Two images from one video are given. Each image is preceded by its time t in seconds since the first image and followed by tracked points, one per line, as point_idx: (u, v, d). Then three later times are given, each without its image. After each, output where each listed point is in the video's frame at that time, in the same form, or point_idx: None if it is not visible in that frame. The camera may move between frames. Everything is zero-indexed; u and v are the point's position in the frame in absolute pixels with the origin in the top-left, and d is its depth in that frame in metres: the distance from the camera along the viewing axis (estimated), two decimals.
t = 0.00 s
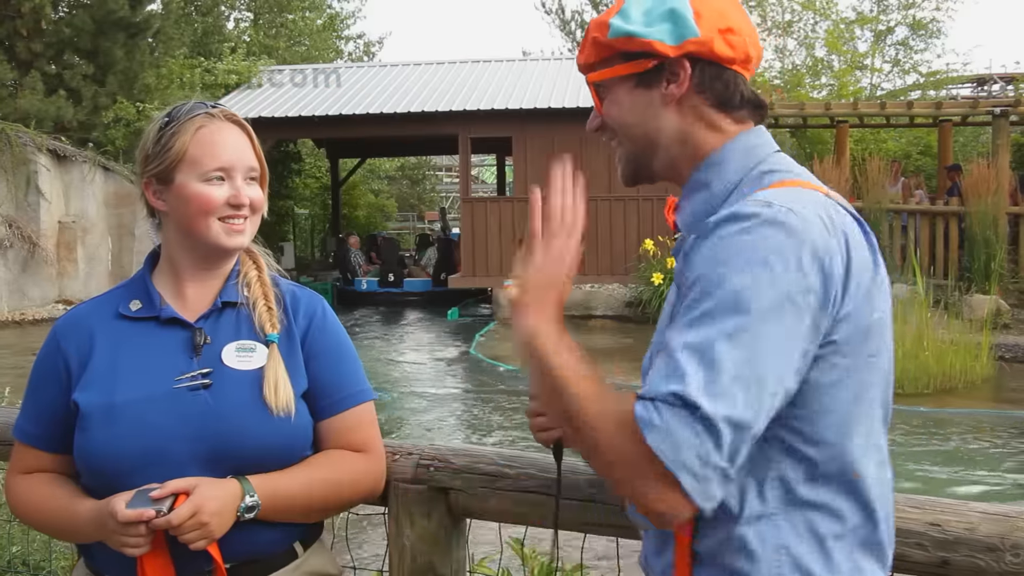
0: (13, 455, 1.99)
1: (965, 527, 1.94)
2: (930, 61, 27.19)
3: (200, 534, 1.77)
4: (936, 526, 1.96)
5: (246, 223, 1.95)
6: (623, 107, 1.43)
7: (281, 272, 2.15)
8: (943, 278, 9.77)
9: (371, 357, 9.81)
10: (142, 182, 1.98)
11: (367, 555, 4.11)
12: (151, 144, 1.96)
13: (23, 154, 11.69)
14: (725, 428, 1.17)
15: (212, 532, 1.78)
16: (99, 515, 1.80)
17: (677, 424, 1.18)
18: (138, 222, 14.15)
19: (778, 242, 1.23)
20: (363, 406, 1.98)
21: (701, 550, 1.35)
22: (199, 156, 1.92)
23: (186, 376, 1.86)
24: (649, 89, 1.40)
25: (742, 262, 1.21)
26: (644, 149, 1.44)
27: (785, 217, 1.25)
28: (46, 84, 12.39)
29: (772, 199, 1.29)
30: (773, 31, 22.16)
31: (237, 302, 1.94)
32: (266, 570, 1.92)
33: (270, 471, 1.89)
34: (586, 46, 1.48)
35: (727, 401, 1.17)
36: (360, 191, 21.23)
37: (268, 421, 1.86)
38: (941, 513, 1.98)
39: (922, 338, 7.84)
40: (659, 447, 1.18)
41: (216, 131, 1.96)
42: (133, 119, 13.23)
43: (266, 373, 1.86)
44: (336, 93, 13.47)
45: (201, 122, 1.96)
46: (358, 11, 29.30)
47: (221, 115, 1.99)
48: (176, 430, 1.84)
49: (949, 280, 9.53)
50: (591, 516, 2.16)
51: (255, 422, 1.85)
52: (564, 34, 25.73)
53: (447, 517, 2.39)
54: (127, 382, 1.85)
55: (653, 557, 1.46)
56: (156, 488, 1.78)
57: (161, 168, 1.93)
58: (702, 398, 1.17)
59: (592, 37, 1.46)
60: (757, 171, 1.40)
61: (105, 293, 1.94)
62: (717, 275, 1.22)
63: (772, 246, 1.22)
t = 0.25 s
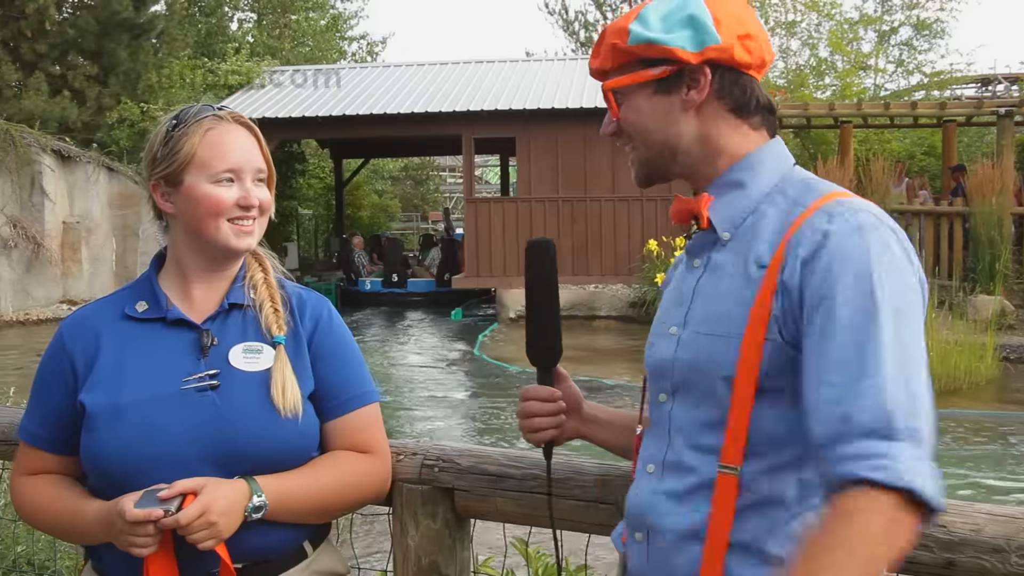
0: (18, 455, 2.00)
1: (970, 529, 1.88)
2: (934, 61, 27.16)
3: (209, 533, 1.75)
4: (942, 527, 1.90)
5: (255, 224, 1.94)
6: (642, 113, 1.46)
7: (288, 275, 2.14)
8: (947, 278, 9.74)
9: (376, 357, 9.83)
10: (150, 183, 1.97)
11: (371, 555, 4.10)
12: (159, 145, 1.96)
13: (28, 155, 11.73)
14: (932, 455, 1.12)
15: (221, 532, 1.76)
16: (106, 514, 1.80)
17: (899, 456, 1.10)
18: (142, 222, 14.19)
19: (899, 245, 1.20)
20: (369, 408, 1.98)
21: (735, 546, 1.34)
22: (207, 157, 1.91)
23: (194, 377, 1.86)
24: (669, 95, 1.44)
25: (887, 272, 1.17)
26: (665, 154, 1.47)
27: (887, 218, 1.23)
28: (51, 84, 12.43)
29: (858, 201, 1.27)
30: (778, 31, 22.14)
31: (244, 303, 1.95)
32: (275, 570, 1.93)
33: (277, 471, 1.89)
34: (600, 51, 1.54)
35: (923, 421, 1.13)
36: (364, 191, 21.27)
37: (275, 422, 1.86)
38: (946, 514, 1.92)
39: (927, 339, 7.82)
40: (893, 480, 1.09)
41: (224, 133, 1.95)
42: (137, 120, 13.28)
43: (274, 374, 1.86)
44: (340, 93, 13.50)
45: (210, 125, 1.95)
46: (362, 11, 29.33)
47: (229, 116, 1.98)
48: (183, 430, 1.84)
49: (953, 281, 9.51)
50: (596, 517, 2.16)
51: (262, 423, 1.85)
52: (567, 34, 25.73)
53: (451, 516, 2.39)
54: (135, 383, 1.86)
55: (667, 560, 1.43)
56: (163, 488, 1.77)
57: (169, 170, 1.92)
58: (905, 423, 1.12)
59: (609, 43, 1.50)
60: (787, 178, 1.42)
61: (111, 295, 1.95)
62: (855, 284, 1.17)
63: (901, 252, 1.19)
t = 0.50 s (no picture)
0: (21, 457, 1.97)
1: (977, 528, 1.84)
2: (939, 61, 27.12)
3: (222, 528, 1.73)
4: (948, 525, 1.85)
5: (260, 223, 1.94)
6: (614, 127, 1.55)
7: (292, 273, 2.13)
8: (954, 278, 9.75)
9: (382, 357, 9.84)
10: (156, 182, 1.96)
11: (377, 554, 4.10)
12: (165, 144, 1.95)
13: (34, 155, 11.74)
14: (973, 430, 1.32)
15: (234, 527, 1.75)
16: (117, 515, 1.78)
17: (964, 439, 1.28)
18: (148, 221, 14.19)
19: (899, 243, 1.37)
20: (376, 404, 1.98)
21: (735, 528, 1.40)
22: (213, 156, 1.91)
23: (204, 374, 1.85)
24: (638, 110, 1.52)
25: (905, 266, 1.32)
26: (637, 166, 1.55)
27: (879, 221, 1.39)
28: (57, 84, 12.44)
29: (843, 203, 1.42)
30: (783, 31, 22.12)
31: (250, 301, 1.94)
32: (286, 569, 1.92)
33: (287, 468, 1.88)
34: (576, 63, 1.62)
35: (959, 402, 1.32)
36: (369, 191, 21.27)
37: (286, 418, 1.85)
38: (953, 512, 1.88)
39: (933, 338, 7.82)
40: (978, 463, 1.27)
41: (231, 132, 1.94)
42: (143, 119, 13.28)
43: (284, 370, 1.86)
44: (345, 93, 13.50)
45: (216, 124, 1.94)
46: (367, 11, 29.33)
47: (235, 116, 1.97)
48: (195, 428, 1.82)
49: (959, 281, 9.49)
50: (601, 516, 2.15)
51: (272, 420, 1.84)
52: (572, 34, 25.72)
53: (457, 515, 2.37)
54: (144, 382, 1.84)
55: (659, 546, 1.47)
56: (175, 485, 1.75)
57: (176, 169, 1.92)
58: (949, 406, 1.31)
59: (585, 58, 1.59)
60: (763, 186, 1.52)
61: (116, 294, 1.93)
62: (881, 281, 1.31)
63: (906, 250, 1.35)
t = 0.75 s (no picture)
0: (26, 459, 1.95)
1: (980, 528, 1.78)
2: (942, 60, 27.09)
3: (230, 527, 1.73)
4: (950, 527, 1.81)
5: (262, 222, 1.90)
6: (571, 120, 1.52)
7: (294, 272, 2.10)
8: (958, 278, 9.75)
9: (384, 357, 9.83)
10: (158, 182, 1.93)
11: (380, 555, 4.09)
12: (167, 142, 1.91)
13: (38, 155, 11.76)
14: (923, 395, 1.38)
15: (242, 527, 1.74)
16: (125, 516, 1.76)
17: (914, 404, 1.34)
18: (151, 222, 14.19)
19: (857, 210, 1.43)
20: (380, 402, 1.96)
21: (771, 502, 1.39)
22: (215, 156, 1.87)
23: (209, 374, 1.83)
24: (597, 105, 1.51)
25: (866, 233, 1.38)
26: (591, 162, 1.53)
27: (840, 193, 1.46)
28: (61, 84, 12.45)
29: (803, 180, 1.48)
30: (787, 30, 22.12)
31: (254, 299, 1.92)
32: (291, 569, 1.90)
33: (294, 466, 1.87)
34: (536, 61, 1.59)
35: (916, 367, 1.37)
36: (371, 191, 21.27)
37: (291, 416, 1.84)
38: (954, 513, 1.82)
39: (936, 338, 7.83)
40: (924, 429, 1.32)
41: (233, 131, 1.90)
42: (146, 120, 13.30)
43: (289, 369, 1.84)
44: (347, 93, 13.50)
45: (219, 123, 1.90)
46: (369, 11, 29.34)
47: (238, 115, 1.93)
48: (201, 426, 1.81)
49: (963, 281, 9.48)
50: (607, 516, 2.08)
51: (278, 419, 1.83)
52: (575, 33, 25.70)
53: (460, 515, 2.30)
54: (150, 382, 1.81)
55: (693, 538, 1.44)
56: (182, 484, 1.73)
57: (178, 169, 1.88)
58: (908, 371, 1.36)
59: (547, 51, 1.56)
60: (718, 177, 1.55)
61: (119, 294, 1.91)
62: (846, 246, 1.36)
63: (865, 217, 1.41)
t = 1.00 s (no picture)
0: (27, 456, 1.95)
1: (983, 528, 1.78)
2: (945, 60, 27.10)
3: (229, 529, 1.72)
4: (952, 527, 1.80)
5: (263, 224, 1.89)
6: (571, 144, 1.55)
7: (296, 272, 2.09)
8: (960, 278, 9.76)
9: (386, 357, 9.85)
10: (157, 184, 1.92)
11: (383, 554, 4.08)
12: (167, 144, 1.90)
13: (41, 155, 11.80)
14: (959, 400, 1.24)
15: (242, 528, 1.74)
16: (125, 516, 1.76)
17: (936, 416, 1.22)
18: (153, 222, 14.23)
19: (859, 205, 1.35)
20: (382, 403, 1.94)
21: (798, 540, 1.40)
22: (215, 156, 1.85)
23: (209, 373, 1.82)
24: (595, 126, 1.52)
25: (861, 232, 1.30)
26: (595, 183, 1.55)
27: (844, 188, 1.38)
28: (63, 84, 12.50)
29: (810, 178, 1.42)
30: (789, 29, 22.13)
31: (255, 299, 1.91)
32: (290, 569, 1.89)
33: (294, 466, 1.86)
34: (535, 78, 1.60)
35: (944, 370, 1.24)
36: (374, 190, 21.29)
37: (291, 417, 1.83)
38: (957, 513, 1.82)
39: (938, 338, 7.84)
40: (942, 446, 1.20)
41: (233, 132, 1.89)
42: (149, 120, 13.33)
43: (289, 368, 1.83)
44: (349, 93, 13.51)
45: (219, 124, 1.89)
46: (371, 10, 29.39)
47: (238, 116, 1.92)
48: (201, 427, 1.80)
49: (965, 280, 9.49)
50: (610, 516, 2.08)
51: (277, 418, 1.82)
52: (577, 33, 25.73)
53: (463, 515, 2.29)
54: (150, 381, 1.81)
55: (729, 566, 1.45)
56: (182, 485, 1.73)
57: (177, 171, 1.87)
58: (922, 378, 1.24)
59: (541, 73, 1.58)
60: (727, 180, 1.55)
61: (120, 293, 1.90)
62: (830, 255, 1.31)
63: (865, 213, 1.33)
